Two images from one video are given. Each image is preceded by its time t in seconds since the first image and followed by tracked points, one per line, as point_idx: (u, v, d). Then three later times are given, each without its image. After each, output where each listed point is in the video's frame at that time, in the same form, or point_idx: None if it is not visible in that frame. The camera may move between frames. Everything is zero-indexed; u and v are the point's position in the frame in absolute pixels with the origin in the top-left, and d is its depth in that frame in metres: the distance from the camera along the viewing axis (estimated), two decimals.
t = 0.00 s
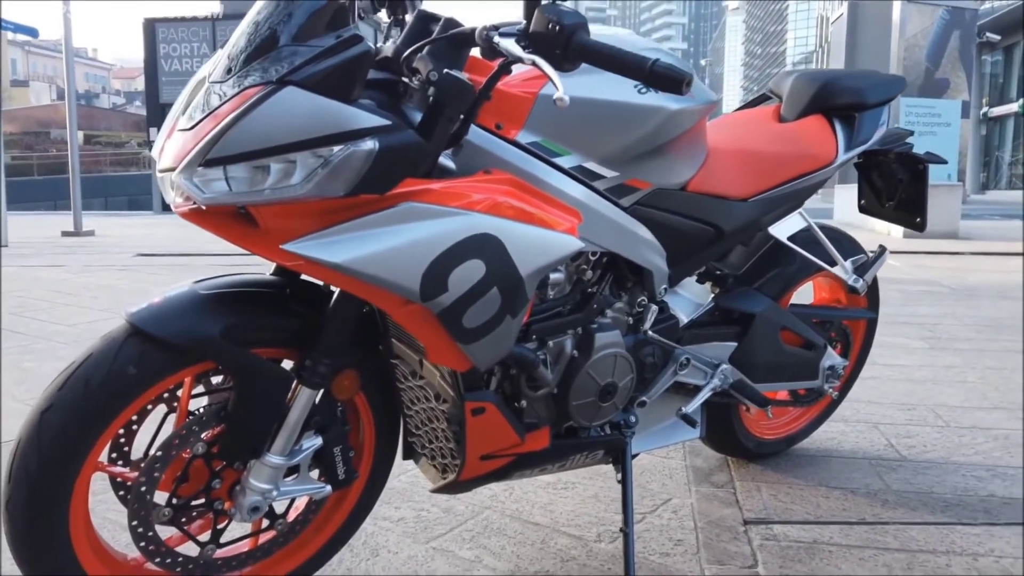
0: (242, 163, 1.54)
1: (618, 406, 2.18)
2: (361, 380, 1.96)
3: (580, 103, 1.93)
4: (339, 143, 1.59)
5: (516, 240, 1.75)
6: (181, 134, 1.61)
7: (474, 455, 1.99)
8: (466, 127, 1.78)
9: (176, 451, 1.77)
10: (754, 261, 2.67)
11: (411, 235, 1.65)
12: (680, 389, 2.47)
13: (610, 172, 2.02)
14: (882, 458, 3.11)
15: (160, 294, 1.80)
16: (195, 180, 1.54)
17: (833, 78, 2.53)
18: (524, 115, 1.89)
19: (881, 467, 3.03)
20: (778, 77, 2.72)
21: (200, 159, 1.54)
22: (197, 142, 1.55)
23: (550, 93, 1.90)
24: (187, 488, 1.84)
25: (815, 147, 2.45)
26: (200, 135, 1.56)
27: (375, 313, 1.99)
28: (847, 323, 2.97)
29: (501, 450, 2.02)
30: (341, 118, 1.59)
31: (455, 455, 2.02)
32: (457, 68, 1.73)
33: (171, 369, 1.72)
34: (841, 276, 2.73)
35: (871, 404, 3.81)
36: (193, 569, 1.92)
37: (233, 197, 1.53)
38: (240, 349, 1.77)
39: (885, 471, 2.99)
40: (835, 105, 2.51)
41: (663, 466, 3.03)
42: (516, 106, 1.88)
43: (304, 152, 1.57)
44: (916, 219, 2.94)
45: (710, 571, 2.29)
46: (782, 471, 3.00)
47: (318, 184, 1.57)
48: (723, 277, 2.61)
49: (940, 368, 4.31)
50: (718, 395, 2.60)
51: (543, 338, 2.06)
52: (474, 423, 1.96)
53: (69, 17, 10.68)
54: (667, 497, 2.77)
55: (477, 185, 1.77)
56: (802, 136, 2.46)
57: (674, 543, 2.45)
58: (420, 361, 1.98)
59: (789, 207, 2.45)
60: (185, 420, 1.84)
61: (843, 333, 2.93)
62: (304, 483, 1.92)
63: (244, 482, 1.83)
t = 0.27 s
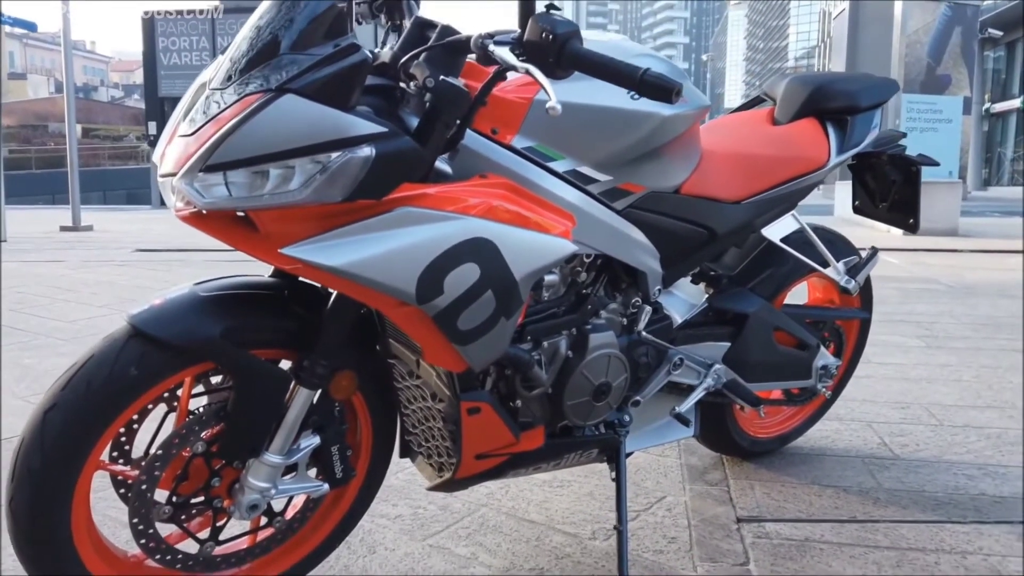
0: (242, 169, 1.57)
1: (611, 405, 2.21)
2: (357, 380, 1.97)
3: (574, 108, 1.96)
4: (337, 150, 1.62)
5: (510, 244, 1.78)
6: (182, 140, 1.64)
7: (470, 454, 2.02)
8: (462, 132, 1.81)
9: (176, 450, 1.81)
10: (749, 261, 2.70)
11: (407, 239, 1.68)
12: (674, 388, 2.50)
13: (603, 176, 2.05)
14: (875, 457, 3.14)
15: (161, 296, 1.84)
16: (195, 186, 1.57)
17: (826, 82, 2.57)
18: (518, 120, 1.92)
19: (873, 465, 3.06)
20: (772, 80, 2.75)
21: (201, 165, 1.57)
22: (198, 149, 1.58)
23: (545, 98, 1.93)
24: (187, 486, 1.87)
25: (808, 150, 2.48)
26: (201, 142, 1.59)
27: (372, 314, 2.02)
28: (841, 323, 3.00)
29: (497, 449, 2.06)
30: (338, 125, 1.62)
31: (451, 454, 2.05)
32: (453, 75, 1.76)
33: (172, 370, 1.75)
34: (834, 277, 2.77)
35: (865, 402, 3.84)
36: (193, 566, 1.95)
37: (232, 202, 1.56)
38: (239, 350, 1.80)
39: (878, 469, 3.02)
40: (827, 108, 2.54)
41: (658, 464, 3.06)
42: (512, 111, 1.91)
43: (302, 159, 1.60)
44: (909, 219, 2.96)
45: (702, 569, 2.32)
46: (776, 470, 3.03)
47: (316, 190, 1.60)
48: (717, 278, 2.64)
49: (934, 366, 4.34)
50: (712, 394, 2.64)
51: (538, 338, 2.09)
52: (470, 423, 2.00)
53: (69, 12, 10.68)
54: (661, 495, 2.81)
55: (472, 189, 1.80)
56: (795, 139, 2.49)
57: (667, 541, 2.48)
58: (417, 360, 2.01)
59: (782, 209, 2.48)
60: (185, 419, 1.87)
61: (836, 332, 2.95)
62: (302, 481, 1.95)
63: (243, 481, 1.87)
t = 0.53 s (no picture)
0: (243, 178, 1.62)
1: (604, 407, 2.26)
2: (355, 383, 2.02)
3: (566, 117, 2.01)
4: (334, 160, 1.66)
5: (504, 250, 1.83)
6: (184, 150, 1.68)
7: (465, 455, 2.07)
8: (457, 141, 1.86)
9: (179, 451, 1.85)
10: (739, 264, 2.75)
11: (403, 246, 1.73)
12: (666, 390, 2.55)
13: (595, 184, 2.10)
14: (865, 456, 3.19)
15: (163, 302, 1.89)
16: (197, 195, 1.62)
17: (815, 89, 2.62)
18: (512, 129, 1.97)
19: (863, 465, 3.12)
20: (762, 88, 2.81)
21: (202, 175, 1.62)
22: (199, 159, 1.63)
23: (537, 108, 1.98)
24: (189, 487, 1.92)
25: (796, 156, 2.53)
26: (203, 152, 1.64)
27: (369, 319, 2.07)
28: (830, 325, 3.05)
29: (492, 449, 2.10)
30: (336, 137, 1.67)
31: (447, 454, 2.10)
32: (448, 86, 1.81)
33: (174, 373, 1.80)
34: (823, 280, 2.83)
35: (856, 402, 3.90)
36: (195, 565, 2.00)
37: (232, 211, 1.61)
38: (240, 355, 1.85)
39: (867, 468, 3.08)
40: (816, 115, 2.60)
41: (652, 464, 3.12)
42: (505, 121, 1.96)
43: (301, 169, 1.65)
44: (898, 223, 3.02)
45: (693, 566, 2.37)
46: (767, 469, 3.09)
47: (314, 199, 1.64)
48: (709, 281, 2.70)
49: (925, 367, 4.40)
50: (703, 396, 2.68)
51: (532, 342, 2.14)
52: (465, 424, 2.04)
53: (68, 16, 10.73)
54: (654, 494, 2.86)
55: (466, 197, 1.85)
56: (784, 145, 2.54)
57: (660, 539, 2.54)
58: (414, 363, 2.05)
59: (772, 213, 2.53)
60: (187, 422, 1.92)
61: (826, 334, 3.00)
62: (301, 482, 2.00)
63: (244, 481, 1.91)
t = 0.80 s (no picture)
0: (244, 191, 1.68)
1: (596, 409, 2.32)
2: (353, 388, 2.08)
3: (557, 129, 2.07)
4: (332, 173, 1.73)
5: (496, 259, 1.89)
6: (187, 163, 1.75)
7: (461, 457, 2.13)
8: (451, 154, 1.92)
9: (182, 455, 1.91)
10: (728, 269, 2.82)
11: (399, 256, 1.79)
12: (656, 392, 2.62)
13: (585, 194, 2.16)
14: (853, 456, 3.26)
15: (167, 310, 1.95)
16: (200, 208, 1.68)
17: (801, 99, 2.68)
18: (505, 141, 2.03)
19: (851, 464, 3.19)
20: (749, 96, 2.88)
21: (205, 189, 1.68)
22: (202, 173, 1.69)
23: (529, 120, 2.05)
24: (192, 489, 1.98)
25: (782, 164, 2.60)
26: (205, 166, 1.70)
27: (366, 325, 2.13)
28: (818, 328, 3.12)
29: (486, 451, 2.17)
30: (333, 151, 1.74)
31: (443, 456, 2.16)
32: (442, 100, 1.88)
33: (178, 380, 1.86)
34: (810, 285, 2.91)
35: (846, 403, 3.97)
36: (198, 564, 2.06)
37: (234, 223, 1.67)
38: (241, 361, 1.91)
39: (855, 468, 3.15)
40: (802, 124, 2.66)
41: (645, 464, 3.19)
42: (498, 133, 2.02)
43: (301, 183, 1.70)
44: (885, 228, 3.10)
45: (683, 564, 2.44)
46: (757, 469, 3.15)
47: (313, 211, 1.70)
48: (698, 286, 2.76)
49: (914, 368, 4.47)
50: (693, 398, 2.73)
51: (525, 347, 2.20)
52: (460, 427, 2.10)
53: (66, 21, 10.78)
54: (646, 494, 2.92)
55: (460, 208, 1.91)
56: (770, 154, 2.61)
57: (651, 538, 2.60)
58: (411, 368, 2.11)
59: (760, 220, 2.60)
60: (190, 426, 1.98)
61: (814, 337, 3.06)
62: (301, 484, 2.06)
63: (245, 483, 1.97)
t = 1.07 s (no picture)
0: (244, 200, 1.72)
1: (589, 411, 2.36)
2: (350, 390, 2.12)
3: (551, 138, 2.12)
4: (330, 183, 1.77)
5: (490, 266, 1.94)
6: (188, 171, 1.79)
7: (456, 458, 2.18)
8: (446, 162, 1.97)
9: (183, 456, 1.96)
10: (720, 273, 2.88)
11: (395, 263, 1.83)
12: (648, 394, 2.66)
13: (578, 201, 2.21)
14: (844, 456, 3.31)
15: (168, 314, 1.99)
16: (201, 216, 1.72)
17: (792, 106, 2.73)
18: (499, 149, 2.07)
19: (841, 465, 3.23)
20: (742, 103, 2.93)
21: (206, 197, 1.72)
22: (204, 182, 1.73)
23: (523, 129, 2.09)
24: (193, 489, 2.02)
25: (773, 170, 2.64)
26: (206, 175, 1.74)
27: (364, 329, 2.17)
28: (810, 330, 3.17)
29: (481, 452, 2.21)
30: (331, 161, 1.78)
31: (438, 457, 2.21)
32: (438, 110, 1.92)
33: (179, 383, 1.91)
34: (800, 289, 2.94)
35: (839, 404, 4.01)
36: (198, 563, 2.10)
37: (234, 231, 1.71)
38: (241, 365, 1.95)
39: (845, 468, 3.19)
40: (793, 130, 2.70)
41: (639, 464, 3.23)
42: (492, 142, 2.06)
43: (300, 192, 1.75)
44: (875, 232, 3.13)
45: (674, 563, 2.48)
46: (749, 469, 3.20)
47: (311, 220, 1.75)
48: (691, 290, 2.81)
49: (906, 368, 4.52)
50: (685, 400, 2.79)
51: (519, 350, 2.25)
52: (455, 429, 2.15)
53: (66, 20, 10.81)
54: (640, 494, 2.97)
55: (455, 215, 1.95)
56: (761, 160, 2.65)
57: (643, 537, 2.65)
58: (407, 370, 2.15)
59: (751, 225, 2.64)
60: (190, 428, 2.02)
61: (805, 339, 3.11)
62: (299, 484, 2.10)
63: (245, 484, 2.01)
